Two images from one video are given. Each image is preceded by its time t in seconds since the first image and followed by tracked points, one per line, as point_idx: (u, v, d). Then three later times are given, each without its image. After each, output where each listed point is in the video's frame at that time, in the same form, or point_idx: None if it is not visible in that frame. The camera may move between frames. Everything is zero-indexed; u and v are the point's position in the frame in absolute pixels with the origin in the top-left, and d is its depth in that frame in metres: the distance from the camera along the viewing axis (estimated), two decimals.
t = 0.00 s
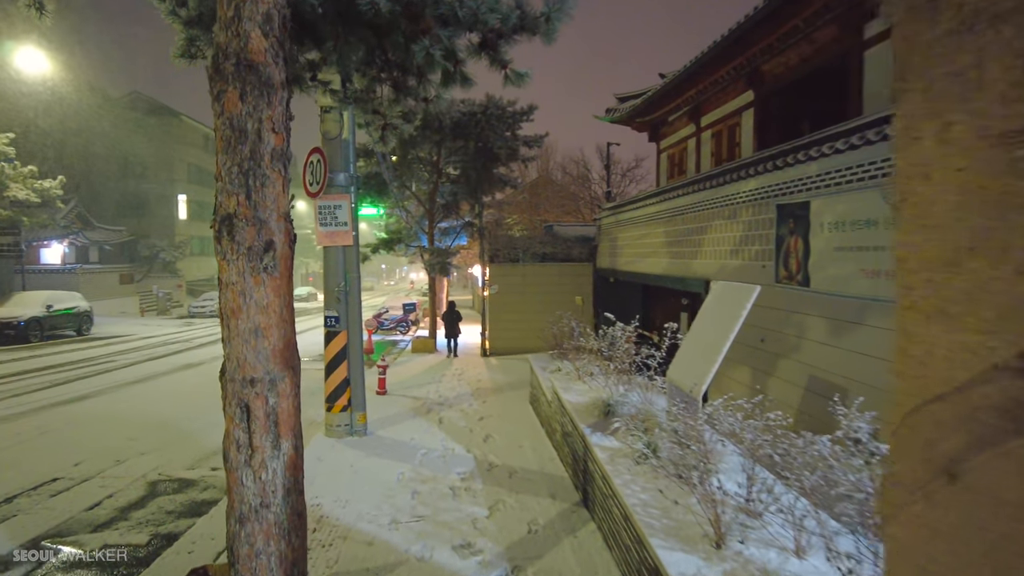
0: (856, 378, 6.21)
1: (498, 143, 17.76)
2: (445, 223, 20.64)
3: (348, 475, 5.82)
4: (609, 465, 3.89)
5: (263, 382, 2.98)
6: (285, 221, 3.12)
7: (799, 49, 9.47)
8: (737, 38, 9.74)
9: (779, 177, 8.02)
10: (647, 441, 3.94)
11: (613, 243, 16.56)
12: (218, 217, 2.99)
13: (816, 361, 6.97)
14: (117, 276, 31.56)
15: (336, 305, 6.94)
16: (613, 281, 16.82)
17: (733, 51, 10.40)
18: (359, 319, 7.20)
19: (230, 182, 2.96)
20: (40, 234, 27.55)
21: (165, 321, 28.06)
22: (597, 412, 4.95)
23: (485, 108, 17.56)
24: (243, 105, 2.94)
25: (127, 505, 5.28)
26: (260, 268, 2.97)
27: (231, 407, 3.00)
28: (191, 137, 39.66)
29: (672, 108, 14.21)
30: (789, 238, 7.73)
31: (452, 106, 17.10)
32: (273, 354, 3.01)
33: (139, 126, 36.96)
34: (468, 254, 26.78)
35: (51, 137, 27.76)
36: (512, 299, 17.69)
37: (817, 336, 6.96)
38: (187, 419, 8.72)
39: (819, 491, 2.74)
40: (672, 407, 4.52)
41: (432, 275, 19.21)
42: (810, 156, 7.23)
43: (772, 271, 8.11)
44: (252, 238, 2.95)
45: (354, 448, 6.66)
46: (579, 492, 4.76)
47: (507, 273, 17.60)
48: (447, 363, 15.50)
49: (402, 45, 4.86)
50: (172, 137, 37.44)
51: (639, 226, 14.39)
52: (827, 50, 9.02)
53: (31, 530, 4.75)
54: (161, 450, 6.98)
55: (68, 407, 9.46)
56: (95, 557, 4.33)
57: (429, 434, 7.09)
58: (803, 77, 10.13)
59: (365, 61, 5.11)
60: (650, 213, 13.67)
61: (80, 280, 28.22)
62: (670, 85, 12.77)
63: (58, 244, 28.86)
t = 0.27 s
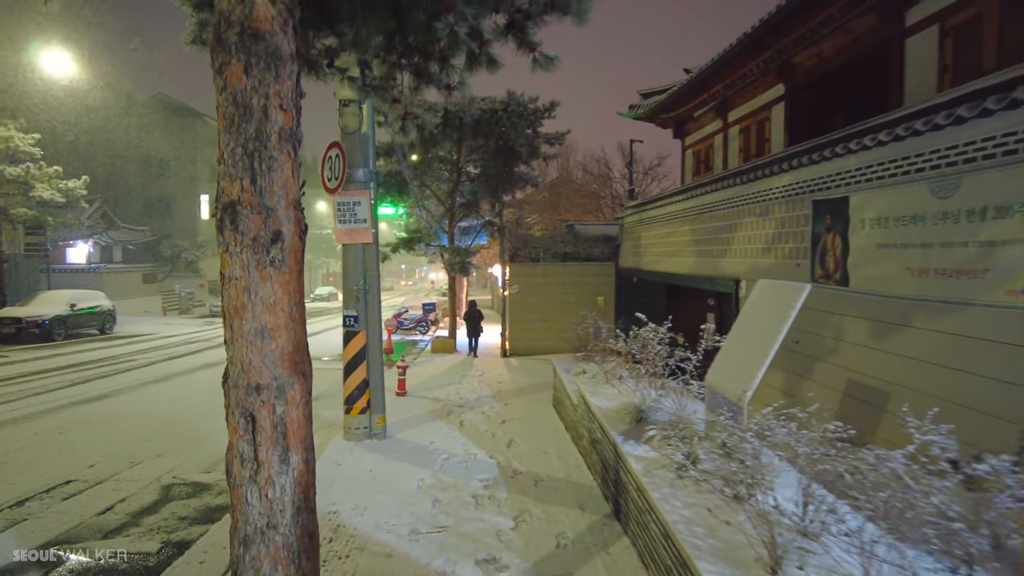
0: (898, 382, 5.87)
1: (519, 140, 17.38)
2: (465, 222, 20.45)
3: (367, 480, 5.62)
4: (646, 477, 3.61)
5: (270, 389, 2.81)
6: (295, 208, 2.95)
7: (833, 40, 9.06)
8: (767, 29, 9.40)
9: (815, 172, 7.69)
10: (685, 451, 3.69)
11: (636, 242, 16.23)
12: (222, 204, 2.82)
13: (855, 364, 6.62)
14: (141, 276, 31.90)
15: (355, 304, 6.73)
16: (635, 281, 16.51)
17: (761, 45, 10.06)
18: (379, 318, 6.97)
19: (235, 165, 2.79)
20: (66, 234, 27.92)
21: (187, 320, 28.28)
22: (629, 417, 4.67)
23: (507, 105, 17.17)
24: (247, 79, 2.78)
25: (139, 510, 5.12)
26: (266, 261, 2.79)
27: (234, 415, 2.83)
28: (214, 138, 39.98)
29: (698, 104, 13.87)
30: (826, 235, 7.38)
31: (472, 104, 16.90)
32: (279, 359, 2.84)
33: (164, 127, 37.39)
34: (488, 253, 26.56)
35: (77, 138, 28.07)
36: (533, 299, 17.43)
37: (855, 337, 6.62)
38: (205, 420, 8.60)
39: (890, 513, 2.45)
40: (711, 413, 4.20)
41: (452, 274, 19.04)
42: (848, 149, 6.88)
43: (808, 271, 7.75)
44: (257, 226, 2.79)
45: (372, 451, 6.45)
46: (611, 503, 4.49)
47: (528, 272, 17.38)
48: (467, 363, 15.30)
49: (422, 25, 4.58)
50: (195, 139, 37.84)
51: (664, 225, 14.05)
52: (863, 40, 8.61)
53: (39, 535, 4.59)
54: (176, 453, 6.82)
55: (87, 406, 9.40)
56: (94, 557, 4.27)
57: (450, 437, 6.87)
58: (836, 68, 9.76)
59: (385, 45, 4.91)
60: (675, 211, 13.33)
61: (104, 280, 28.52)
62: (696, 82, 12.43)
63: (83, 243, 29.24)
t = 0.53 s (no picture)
0: (943, 391, 5.50)
1: (538, 139, 17.06)
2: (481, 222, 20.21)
3: (381, 490, 5.37)
4: (681, 496, 3.33)
5: (269, 410, 2.69)
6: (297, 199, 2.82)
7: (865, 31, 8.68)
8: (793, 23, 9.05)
9: (849, 168, 7.32)
10: (725, 469, 3.40)
11: (657, 243, 15.86)
12: (213, 194, 2.68)
13: (892, 370, 6.26)
14: (159, 276, 32.08)
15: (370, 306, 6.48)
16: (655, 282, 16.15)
17: (788, 38, 9.70)
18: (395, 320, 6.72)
19: (230, 150, 2.66)
20: (86, 234, 28.10)
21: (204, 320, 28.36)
22: (660, 429, 4.37)
23: (526, 104, 16.86)
24: (243, 50, 2.64)
25: (144, 520, 4.91)
26: (262, 260, 2.66)
27: (228, 438, 2.70)
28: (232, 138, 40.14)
29: (722, 100, 13.51)
30: (861, 235, 7.00)
31: (490, 102, 16.65)
32: (279, 374, 2.71)
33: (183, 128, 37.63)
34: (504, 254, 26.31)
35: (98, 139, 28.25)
36: (550, 301, 17.15)
37: (893, 342, 6.26)
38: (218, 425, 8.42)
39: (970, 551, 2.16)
40: (749, 424, 3.93)
41: (469, 275, 18.80)
42: (886, 143, 6.52)
43: (842, 272, 7.39)
44: (254, 220, 2.65)
45: (387, 459, 6.21)
46: (641, 521, 4.20)
47: (545, 273, 17.11)
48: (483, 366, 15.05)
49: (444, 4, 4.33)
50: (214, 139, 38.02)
51: (685, 225, 13.71)
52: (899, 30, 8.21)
53: (40, 545, 4.40)
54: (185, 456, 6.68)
55: (100, 408, 9.29)
56: (95, 558, 4.27)
57: (467, 445, 6.60)
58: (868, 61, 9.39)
59: (401, 31, 4.65)
60: (697, 211, 12.99)
61: (123, 279, 28.69)
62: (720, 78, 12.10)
63: (103, 243, 29.47)
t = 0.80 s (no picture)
0: (979, 397, 5.17)
1: (547, 136, 16.76)
2: (490, 222, 19.94)
3: (384, 501, 5.10)
4: (709, 516, 3.03)
5: (232, 431, 2.47)
6: (267, 181, 2.61)
7: (889, 22, 8.33)
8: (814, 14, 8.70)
9: (875, 163, 6.97)
10: (754, 486, 3.11)
11: (669, 242, 15.53)
12: (169, 177, 2.50)
13: (921, 375, 5.93)
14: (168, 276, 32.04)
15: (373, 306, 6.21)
16: (667, 282, 15.83)
17: (808, 30, 9.35)
18: (400, 321, 6.44)
19: (185, 126, 2.48)
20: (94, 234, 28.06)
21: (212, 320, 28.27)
22: (681, 439, 4.07)
23: (535, 100, 16.57)
24: (201, 8, 2.46)
25: (135, 531, 4.67)
26: (222, 253, 2.46)
27: (186, 464, 2.50)
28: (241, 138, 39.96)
29: (737, 96, 13.19)
30: (888, 232, 6.65)
31: (499, 99, 16.38)
32: (243, 389, 2.50)
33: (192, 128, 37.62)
34: (513, 254, 26.04)
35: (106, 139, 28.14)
36: (559, 301, 16.87)
37: (922, 345, 5.93)
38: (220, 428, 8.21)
39: None
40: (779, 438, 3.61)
41: (477, 275, 18.53)
42: (918, 136, 6.15)
43: (866, 272, 7.05)
44: (213, 206, 2.46)
45: (391, 466, 5.94)
46: (660, 538, 3.91)
47: (555, 273, 16.83)
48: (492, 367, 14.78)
49: None
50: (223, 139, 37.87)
51: (699, 224, 13.37)
52: (928, 18, 7.84)
53: (24, 559, 4.17)
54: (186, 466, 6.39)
55: (100, 410, 9.09)
56: (94, 558, 4.25)
57: (474, 451, 6.32)
58: (892, 53, 9.04)
59: (404, 13, 4.46)
60: (712, 209, 12.67)
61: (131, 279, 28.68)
62: (735, 72, 11.74)
63: (111, 243, 29.45)
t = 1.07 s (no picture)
0: (1010, 402, 4.89)
1: (553, 133, 16.48)
2: (494, 221, 19.71)
3: (382, 512, 4.84)
4: (732, 538, 2.76)
5: (173, 462, 1.93)
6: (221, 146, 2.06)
7: (908, 11, 8.02)
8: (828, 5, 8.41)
9: (896, 157, 6.62)
10: (782, 503, 2.85)
11: (677, 241, 15.24)
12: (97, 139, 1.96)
13: (946, 379, 5.64)
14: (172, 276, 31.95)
15: (372, 307, 5.94)
16: (675, 282, 15.53)
17: (822, 21, 9.05)
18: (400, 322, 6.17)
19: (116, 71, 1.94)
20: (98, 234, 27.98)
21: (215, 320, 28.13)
22: (699, 450, 3.80)
23: (541, 97, 16.28)
24: None
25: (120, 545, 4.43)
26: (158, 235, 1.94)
27: (117, 502, 1.97)
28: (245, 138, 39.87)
29: (747, 90, 12.88)
30: (911, 229, 6.34)
31: (504, 96, 16.10)
32: (189, 409, 1.96)
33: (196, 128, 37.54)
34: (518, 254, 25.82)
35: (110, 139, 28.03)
36: (565, 301, 16.63)
37: (947, 347, 5.63)
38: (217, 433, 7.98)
39: None
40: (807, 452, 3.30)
41: (481, 275, 18.28)
42: (944, 127, 5.79)
43: (887, 270, 6.74)
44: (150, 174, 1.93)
45: (390, 474, 5.69)
46: (676, 554, 3.64)
47: (560, 272, 16.57)
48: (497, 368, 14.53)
49: None
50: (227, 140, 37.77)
51: (708, 222, 13.09)
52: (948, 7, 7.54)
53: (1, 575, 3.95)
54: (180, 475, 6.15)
55: (95, 413, 8.88)
56: (94, 558, 4.23)
57: (478, 457, 6.07)
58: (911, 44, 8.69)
59: None
60: (722, 207, 12.34)
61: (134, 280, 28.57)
62: (746, 66, 11.46)
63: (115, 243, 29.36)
